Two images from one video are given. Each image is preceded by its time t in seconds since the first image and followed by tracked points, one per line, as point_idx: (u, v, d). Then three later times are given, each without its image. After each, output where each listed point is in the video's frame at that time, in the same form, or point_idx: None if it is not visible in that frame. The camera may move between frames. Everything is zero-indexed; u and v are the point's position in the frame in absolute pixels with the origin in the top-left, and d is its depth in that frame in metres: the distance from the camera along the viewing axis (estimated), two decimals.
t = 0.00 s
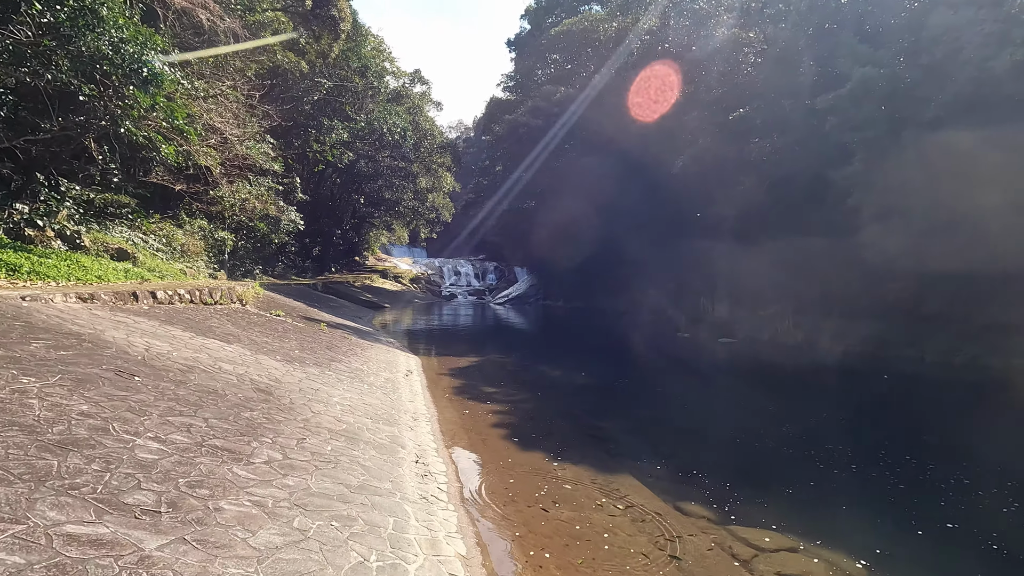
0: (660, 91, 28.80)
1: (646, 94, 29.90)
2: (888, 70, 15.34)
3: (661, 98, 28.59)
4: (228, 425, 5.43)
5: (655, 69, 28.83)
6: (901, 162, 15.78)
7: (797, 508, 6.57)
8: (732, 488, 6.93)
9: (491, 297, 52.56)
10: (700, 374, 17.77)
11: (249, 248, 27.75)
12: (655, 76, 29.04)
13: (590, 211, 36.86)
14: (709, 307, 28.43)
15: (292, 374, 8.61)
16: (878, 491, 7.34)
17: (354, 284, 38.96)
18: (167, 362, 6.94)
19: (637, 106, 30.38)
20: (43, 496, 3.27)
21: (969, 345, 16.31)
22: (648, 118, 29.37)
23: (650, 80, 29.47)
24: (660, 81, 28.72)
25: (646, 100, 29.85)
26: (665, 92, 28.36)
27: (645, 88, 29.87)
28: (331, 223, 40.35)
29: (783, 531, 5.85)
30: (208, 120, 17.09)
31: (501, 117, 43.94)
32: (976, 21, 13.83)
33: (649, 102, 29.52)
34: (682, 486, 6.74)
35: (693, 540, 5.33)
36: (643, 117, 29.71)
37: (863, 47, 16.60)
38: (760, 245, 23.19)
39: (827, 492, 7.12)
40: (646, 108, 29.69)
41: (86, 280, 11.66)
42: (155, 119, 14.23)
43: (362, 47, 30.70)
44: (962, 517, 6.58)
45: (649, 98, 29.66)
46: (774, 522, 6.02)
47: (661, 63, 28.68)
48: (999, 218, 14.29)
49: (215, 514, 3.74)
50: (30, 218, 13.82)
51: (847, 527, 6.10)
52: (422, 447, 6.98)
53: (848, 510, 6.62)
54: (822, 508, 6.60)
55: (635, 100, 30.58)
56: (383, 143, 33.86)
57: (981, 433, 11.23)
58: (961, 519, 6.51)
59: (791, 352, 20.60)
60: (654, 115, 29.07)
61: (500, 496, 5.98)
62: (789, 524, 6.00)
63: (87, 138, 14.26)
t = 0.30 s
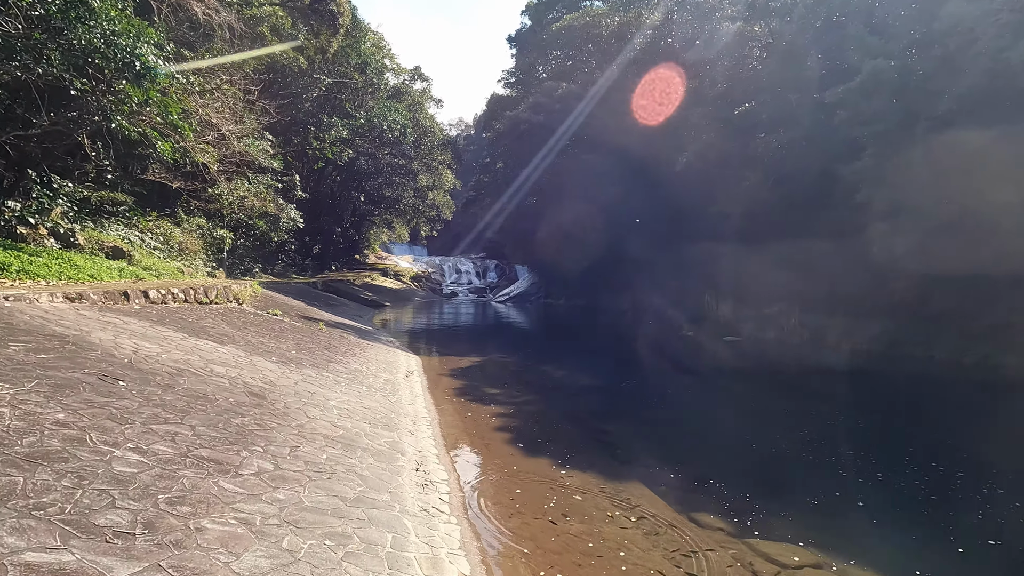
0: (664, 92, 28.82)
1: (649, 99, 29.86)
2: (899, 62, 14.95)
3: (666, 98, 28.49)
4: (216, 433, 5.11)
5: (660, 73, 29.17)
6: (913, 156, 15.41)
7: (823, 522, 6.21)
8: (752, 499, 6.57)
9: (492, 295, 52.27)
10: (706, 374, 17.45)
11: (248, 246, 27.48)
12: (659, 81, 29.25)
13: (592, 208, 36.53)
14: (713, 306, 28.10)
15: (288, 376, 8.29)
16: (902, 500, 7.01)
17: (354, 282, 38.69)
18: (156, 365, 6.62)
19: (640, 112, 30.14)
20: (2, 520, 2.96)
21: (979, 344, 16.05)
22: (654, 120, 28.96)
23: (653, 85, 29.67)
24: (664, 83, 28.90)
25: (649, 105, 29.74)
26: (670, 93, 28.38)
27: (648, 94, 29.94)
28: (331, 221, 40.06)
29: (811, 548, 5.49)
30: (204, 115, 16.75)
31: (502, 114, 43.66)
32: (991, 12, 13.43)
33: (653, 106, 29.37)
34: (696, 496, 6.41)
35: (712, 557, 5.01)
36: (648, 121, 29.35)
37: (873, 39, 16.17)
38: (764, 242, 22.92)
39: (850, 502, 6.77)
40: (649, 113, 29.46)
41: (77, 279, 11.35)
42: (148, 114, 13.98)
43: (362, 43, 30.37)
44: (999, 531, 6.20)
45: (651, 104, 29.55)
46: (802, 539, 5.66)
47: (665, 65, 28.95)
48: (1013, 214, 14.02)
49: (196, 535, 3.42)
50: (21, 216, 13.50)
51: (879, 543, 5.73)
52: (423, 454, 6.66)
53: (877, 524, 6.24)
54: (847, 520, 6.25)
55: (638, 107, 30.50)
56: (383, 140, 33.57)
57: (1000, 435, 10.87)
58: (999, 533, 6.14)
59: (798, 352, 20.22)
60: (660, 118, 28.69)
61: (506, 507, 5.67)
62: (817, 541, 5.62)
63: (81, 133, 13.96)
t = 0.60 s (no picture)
0: (656, 90, 29.26)
1: (641, 99, 30.18)
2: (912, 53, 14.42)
3: (658, 94, 28.92)
4: (200, 443, 4.73)
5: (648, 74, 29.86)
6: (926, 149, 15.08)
7: (853, 536, 5.81)
8: (775, 511, 6.18)
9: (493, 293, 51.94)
10: (712, 373, 17.10)
11: (246, 244, 27.09)
12: (648, 81, 29.92)
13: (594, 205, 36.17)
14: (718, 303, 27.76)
15: (281, 379, 7.91)
16: (931, 509, 6.64)
17: (353, 281, 38.31)
18: (139, 368, 6.24)
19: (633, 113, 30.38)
20: None
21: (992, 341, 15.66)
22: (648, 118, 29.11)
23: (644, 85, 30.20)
24: (655, 81, 29.49)
25: (642, 105, 30.00)
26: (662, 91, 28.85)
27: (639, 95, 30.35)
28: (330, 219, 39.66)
29: (848, 569, 5.06)
30: (199, 110, 16.27)
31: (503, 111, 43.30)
32: None
33: (645, 106, 29.65)
34: (711, 507, 6.05)
35: None
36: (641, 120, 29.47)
37: (884, 29, 15.68)
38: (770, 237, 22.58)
39: (879, 513, 6.39)
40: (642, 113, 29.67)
41: (65, 277, 10.96)
42: (140, 106, 13.23)
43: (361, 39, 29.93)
44: None
45: (644, 103, 29.81)
46: (836, 559, 5.24)
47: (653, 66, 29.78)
48: None
49: (168, 564, 3.06)
50: (9, 212, 12.89)
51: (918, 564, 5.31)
52: (423, 462, 6.28)
53: (915, 541, 5.82)
54: (879, 535, 5.86)
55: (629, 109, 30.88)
56: (383, 137, 33.18)
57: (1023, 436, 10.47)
58: None
59: (805, 350, 19.88)
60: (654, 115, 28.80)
61: (512, 521, 5.30)
62: (853, 562, 5.19)
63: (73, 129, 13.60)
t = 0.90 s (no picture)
0: (647, 98, 29.99)
1: (634, 107, 30.69)
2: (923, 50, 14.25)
3: (651, 103, 29.60)
4: (188, 462, 4.43)
5: (638, 88, 30.79)
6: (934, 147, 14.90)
7: (882, 561, 5.52)
8: (799, 533, 5.88)
9: (492, 293, 51.68)
10: (716, 375, 16.85)
11: (243, 244, 26.76)
12: (639, 94, 30.71)
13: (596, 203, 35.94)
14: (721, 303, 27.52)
15: (277, 387, 7.61)
16: (958, 525, 6.37)
17: (353, 280, 38.01)
18: (126, 380, 5.92)
19: (625, 123, 30.82)
20: None
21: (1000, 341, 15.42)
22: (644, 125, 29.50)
23: (634, 95, 30.91)
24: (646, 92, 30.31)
25: (635, 115, 30.51)
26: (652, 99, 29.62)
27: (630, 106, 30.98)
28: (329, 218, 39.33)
29: None
30: (194, 109, 15.98)
31: (503, 109, 43.06)
32: None
33: (639, 114, 30.20)
34: (726, 526, 5.78)
35: None
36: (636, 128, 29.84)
37: (893, 25, 15.50)
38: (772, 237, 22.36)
39: (906, 531, 6.10)
40: (636, 121, 30.13)
41: (56, 281, 10.66)
42: (133, 105, 13.09)
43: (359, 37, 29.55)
44: None
45: (638, 112, 30.34)
46: None
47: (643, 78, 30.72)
48: None
49: None
50: None
51: None
52: (426, 476, 6.00)
53: (954, 568, 5.48)
54: (909, 559, 5.57)
55: (620, 119, 31.44)
56: (381, 135, 32.85)
57: None
58: None
59: (810, 350, 19.66)
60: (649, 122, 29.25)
61: (521, 544, 5.01)
62: None
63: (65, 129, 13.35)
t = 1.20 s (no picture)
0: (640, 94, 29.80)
1: (628, 104, 30.49)
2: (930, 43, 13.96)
3: (644, 98, 29.34)
4: (186, 470, 4.28)
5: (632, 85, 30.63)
6: (939, 141, 14.74)
7: (910, 573, 5.28)
8: (822, 543, 5.64)
9: (491, 290, 51.60)
10: (719, 372, 16.74)
11: (241, 242, 26.55)
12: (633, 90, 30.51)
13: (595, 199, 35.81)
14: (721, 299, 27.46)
15: (278, 389, 7.47)
16: (980, 529, 6.20)
17: (351, 278, 37.84)
18: (122, 383, 5.75)
19: (621, 119, 30.56)
20: None
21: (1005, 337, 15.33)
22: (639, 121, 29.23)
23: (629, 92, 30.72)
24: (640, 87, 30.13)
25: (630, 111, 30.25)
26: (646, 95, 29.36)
27: (625, 103, 30.85)
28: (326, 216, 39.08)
29: None
30: (190, 105, 15.77)
31: (501, 105, 42.84)
32: None
33: (633, 111, 29.98)
34: (738, 530, 5.65)
35: None
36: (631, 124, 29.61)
37: (898, 17, 15.25)
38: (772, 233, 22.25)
39: (929, 537, 5.89)
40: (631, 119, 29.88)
41: (50, 281, 10.49)
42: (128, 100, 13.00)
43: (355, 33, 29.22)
44: None
45: (632, 108, 30.12)
46: None
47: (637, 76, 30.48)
48: None
49: None
50: None
51: None
52: (430, 480, 5.85)
53: None
54: (938, 569, 5.34)
55: (615, 116, 31.26)
56: (379, 132, 32.59)
57: None
58: None
59: (812, 347, 19.57)
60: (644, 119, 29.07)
61: (530, 553, 4.85)
62: None
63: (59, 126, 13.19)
